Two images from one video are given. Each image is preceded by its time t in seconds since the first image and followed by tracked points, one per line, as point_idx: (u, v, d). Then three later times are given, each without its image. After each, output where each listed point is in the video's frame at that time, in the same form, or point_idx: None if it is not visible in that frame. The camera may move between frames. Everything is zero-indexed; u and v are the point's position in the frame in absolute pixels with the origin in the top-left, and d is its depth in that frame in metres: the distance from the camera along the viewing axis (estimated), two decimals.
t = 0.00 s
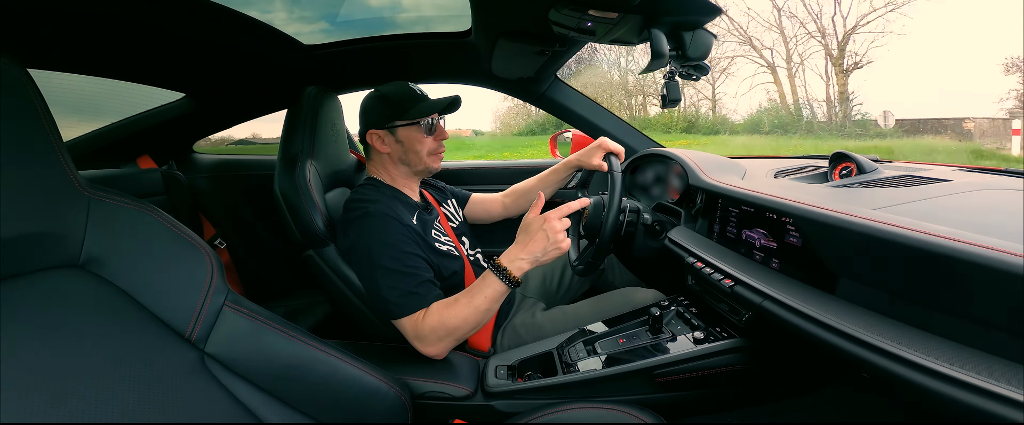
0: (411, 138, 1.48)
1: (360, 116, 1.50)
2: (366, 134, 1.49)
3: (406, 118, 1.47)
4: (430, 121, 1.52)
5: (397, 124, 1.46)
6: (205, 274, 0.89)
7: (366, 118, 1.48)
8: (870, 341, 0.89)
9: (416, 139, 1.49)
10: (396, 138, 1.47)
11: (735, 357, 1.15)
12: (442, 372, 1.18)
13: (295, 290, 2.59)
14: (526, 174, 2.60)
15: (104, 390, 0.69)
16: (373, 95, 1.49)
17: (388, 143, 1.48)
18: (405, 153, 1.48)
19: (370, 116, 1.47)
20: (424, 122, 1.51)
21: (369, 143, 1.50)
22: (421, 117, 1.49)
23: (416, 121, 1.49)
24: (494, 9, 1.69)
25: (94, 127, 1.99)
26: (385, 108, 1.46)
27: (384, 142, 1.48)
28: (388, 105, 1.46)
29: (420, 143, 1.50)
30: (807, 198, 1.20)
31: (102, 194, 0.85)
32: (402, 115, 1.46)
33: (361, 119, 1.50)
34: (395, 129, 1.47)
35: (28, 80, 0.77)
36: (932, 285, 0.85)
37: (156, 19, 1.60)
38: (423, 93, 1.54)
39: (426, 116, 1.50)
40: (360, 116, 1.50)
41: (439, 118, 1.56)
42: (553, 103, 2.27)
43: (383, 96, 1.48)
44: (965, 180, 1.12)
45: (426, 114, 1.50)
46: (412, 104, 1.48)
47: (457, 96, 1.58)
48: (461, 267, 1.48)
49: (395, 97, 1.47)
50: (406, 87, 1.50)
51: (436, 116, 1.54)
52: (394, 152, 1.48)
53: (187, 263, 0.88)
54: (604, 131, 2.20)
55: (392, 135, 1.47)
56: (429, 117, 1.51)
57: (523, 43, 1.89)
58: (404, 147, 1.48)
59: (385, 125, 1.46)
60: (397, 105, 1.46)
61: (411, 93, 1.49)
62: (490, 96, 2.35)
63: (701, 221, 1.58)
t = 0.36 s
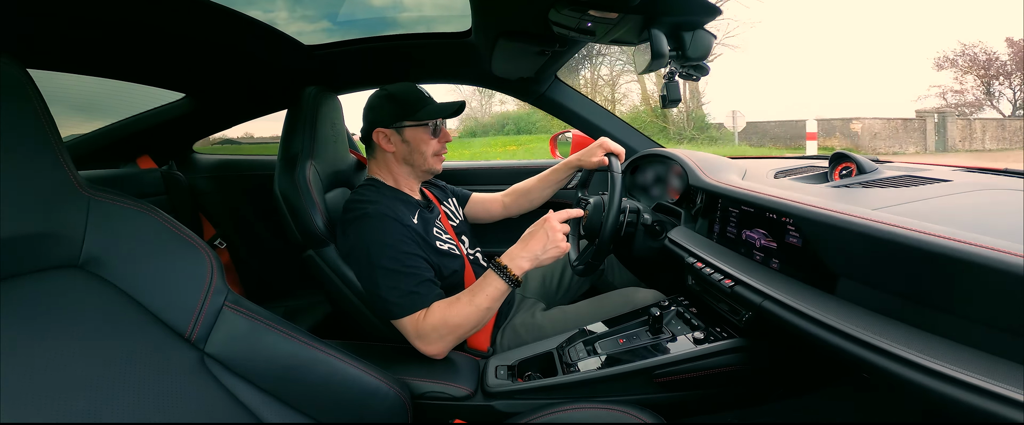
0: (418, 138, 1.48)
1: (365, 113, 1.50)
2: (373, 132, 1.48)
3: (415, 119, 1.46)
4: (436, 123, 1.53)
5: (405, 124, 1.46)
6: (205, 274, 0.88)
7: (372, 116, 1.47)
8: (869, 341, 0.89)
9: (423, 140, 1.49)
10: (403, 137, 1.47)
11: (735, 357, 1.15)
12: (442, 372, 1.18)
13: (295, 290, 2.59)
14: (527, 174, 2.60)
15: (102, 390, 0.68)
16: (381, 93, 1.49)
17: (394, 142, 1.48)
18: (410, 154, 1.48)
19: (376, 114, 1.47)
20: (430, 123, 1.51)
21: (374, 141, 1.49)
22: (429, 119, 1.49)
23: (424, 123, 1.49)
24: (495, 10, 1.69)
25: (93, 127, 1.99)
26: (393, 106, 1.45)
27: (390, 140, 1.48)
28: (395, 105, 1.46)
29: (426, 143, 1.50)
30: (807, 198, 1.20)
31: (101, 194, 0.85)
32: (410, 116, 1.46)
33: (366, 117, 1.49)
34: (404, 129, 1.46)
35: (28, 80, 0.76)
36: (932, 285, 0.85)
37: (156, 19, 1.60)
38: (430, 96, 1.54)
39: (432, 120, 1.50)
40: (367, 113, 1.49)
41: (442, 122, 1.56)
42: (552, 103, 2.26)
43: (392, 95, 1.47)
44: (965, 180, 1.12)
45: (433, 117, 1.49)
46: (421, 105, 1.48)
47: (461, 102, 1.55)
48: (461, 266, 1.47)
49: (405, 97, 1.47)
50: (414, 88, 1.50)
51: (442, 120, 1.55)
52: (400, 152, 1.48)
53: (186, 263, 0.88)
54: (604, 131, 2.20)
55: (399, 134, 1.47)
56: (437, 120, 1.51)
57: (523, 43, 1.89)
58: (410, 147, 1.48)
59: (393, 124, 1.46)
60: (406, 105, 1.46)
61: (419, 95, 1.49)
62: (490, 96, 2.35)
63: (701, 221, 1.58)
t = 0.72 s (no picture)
0: (418, 139, 1.48)
1: (365, 113, 1.50)
2: (372, 132, 1.49)
3: (414, 120, 1.46)
4: (436, 123, 1.52)
5: (404, 124, 1.46)
6: (205, 274, 0.88)
7: (373, 116, 1.47)
8: (869, 341, 0.89)
9: (422, 140, 1.48)
10: (402, 138, 1.47)
11: (735, 357, 1.15)
12: (442, 372, 1.18)
13: (295, 290, 2.59)
14: (527, 174, 2.60)
15: (103, 391, 0.69)
16: (381, 93, 1.48)
17: (393, 143, 1.48)
18: (409, 154, 1.48)
19: (376, 114, 1.47)
20: (431, 124, 1.51)
21: (374, 142, 1.50)
22: (428, 119, 1.48)
23: (423, 123, 1.48)
24: (495, 10, 1.69)
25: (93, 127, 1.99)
26: (392, 107, 1.45)
27: (389, 141, 1.48)
28: (395, 105, 1.45)
29: (425, 145, 1.49)
30: (807, 198, 1.20)
31: (102, 193, 0.85)
32: (410, 116, 1.46)
33: (366, 117, 1.50)
34: (402, 129, 1.46)
35: (28, 80, 0.77)
36: (932, 285, 0.85)
37: (155, 19, 1.60)
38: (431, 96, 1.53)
39: (432, 120, 1.49)
40: (367, 113, 1.50)
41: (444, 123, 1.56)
42: (552, 103, 2.26)
43: (391, 95, 1.47)
44: (965, 180, 1.12)
45: (432, 117, 1.48)
46: (420, 105, 1.47)
47: (462, 102, 1.54)
48: (462, 265, 1.47)
49: (404, 96, 1.47)
50: (414, 88, 1.50)
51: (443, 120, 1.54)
52: (399, 152, 1.48)
53: (187, 263, 0.88)
54: (604, 131, 2.20)
55: (398, 135, 1.47)
56: (436, 120, 1.50)
57: (523, 44, 1.89)
58: (409, 147, 1.48)
59: (392, 124, 1.46)
60: (405, 105, 1.46)
61: (418, 95, 1.48)
62: (490, 97, 2.35)
63: (701, 221, 1.58)
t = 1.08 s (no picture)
0: (427, 144, 1.48)
1: (378, 114, 1.48)
2: (383, 134, 1.48)
3: (426, 124, 1.45)
4: (447, 128, 1.51)
5: (415, 129, 1.45)
6: (205, 274, 0.89)
7: (384, 118, 1.46)
8: (869, 341, 0.90)
9: (432, 146, 1.48)
10: (412, 142, 1.46)
11: (735, 357, 1.15)
12: (443, 372, 1.18)
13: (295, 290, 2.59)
14: (527, 174, 2.59)
15: (103, 391, 0.69)
16: (394, 95, 1.47)
17: (403, 146, 1.47)
18: (418, 159, 1.48)
19: (388, 117, 1.46)
20: (442, 128, 1.50)
21: (384, 143, 1.49)
22: (440, 126, 1.47)
23: (435, 129, 1.48)
24: (495, 10, 1.69)
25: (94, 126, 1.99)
26: (405, 111, 1.44)
27: (399, 144, 1.47)
28: (407, 109, 1.44)
29: (434, 150, 1.49)
30: (807, 198, 1.20)
31: (102, 194, 0.85)
32: (422, 120, 1.45)
33: (378, 118, 1.48)
34: (413, 134, 1.46)
35: (28, 80, 0.77)
36: (932, 285, 0.85)
37: (156, 19, 1.60)
38: (443, 102, 1.52)
39: (444, 126, 1.49)
40: (379, 114, 1.48)
41: (453, 128, 1.55)
42: (552, 103, 2.26)
43: (404, 98, 1.45)
44: (966, 180, 1.12)
45: (446, 124, 1.48)
46: (433, 111, 1.47)
47: (475, 109, 1.53)
48: (463, 266, 1.47)
49: (418, 101, 1.45)
50: (428, 92, 1.48)
51: (455, 126, 1.53)
52: (409, 156, 1.48)
53: (187, 263, 0.88)
54: (605, 132, 2.19)
55: (409, 138, 1.46)
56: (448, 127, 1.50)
57: (523, 44, 1.89)
58: (419, 152, 1.47)
59: (404, 128, 1.45)
60: (418, 110, 1.44)
61: (431, 101, 1.47)
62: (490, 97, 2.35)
63: (702, 222, 1.58)
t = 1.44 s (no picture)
0: (423, 138, 1.48)
1: (370, 113, 1.49)
2: (377, 133, 1.48)
3: (419, 118, 1.46)
4: (440, 121, 1.53)
5: (409, 123, 1.46)
6: (205, 274, 0.89)
7: (376, 117, 1.47)
8: (869, 341, 0.89)
9: (427, 139, 1.49)
10: (408, 137, 1.47)
11: (734, 357, 1.15)
12: (442, 372, 1.18)
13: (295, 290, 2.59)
14: (527, 174, 2.59)
15: (102, 391, 0.69)
16: (385, 93, 1.49)
17: (398, 141, 1.47)
18: (415, 153, 1.48)
19: (381, 114, 1.46)
20: (435, 122, 1.51)
21: (379, 140, 1.49)
22: (434, 117, 1.49)
23: (428, 121, 1.49)
24: (496, 10, 1.69)
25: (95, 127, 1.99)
26: (397, 107, 1.45)
27: (394, 140, 1.48)
28: (401, 105, 1.46)
29: (430, 143, 1.50)
30: (807, 198, 1.20)
31: (102, 194, 0.85)
32: (415, 115, 1.46)
33: (371, 117, 1.49)
34: (407, 128, 1.46)
35: (28, 80, 0.77)
36: (932, 285, 0.85)
37: (156, 19, 1.60)
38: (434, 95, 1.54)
39: (437, 117, 1.50)
40: (371, 113, 1.49)
41: (446, 121, 1.56)
42: (552, 103, 2.26)
43: (396, 95, 1.48)
44: (966, 180, 1.12)
45: (438, 115, 1.49)
46: (425, 105, 1.48)
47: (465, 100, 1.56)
48: (463, 266, 1.47)
49: (408, 96, 1.47)
50: (418, 88, 1.51)
51: (446, 119, 1.55)
52: (405, 151, 1.48)
53: (187, 263, 0.88)
54: (604, 132, 2.19)
55: (403, 134, 1.47)
56: (440, 118, 1.51)
57: (523, 44, 1.89)
58: (415, 146, 1.48)
59: (397, 124, 1.46)
60: (410, 105, 1.46)
61: (422, 95, 1.50)
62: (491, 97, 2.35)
63: (702, 222, 1.58)
